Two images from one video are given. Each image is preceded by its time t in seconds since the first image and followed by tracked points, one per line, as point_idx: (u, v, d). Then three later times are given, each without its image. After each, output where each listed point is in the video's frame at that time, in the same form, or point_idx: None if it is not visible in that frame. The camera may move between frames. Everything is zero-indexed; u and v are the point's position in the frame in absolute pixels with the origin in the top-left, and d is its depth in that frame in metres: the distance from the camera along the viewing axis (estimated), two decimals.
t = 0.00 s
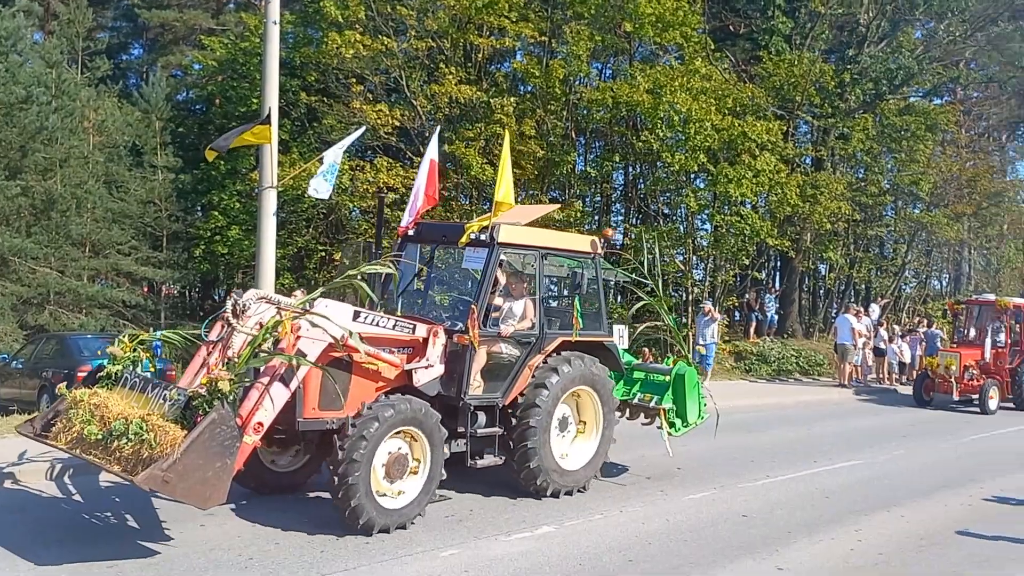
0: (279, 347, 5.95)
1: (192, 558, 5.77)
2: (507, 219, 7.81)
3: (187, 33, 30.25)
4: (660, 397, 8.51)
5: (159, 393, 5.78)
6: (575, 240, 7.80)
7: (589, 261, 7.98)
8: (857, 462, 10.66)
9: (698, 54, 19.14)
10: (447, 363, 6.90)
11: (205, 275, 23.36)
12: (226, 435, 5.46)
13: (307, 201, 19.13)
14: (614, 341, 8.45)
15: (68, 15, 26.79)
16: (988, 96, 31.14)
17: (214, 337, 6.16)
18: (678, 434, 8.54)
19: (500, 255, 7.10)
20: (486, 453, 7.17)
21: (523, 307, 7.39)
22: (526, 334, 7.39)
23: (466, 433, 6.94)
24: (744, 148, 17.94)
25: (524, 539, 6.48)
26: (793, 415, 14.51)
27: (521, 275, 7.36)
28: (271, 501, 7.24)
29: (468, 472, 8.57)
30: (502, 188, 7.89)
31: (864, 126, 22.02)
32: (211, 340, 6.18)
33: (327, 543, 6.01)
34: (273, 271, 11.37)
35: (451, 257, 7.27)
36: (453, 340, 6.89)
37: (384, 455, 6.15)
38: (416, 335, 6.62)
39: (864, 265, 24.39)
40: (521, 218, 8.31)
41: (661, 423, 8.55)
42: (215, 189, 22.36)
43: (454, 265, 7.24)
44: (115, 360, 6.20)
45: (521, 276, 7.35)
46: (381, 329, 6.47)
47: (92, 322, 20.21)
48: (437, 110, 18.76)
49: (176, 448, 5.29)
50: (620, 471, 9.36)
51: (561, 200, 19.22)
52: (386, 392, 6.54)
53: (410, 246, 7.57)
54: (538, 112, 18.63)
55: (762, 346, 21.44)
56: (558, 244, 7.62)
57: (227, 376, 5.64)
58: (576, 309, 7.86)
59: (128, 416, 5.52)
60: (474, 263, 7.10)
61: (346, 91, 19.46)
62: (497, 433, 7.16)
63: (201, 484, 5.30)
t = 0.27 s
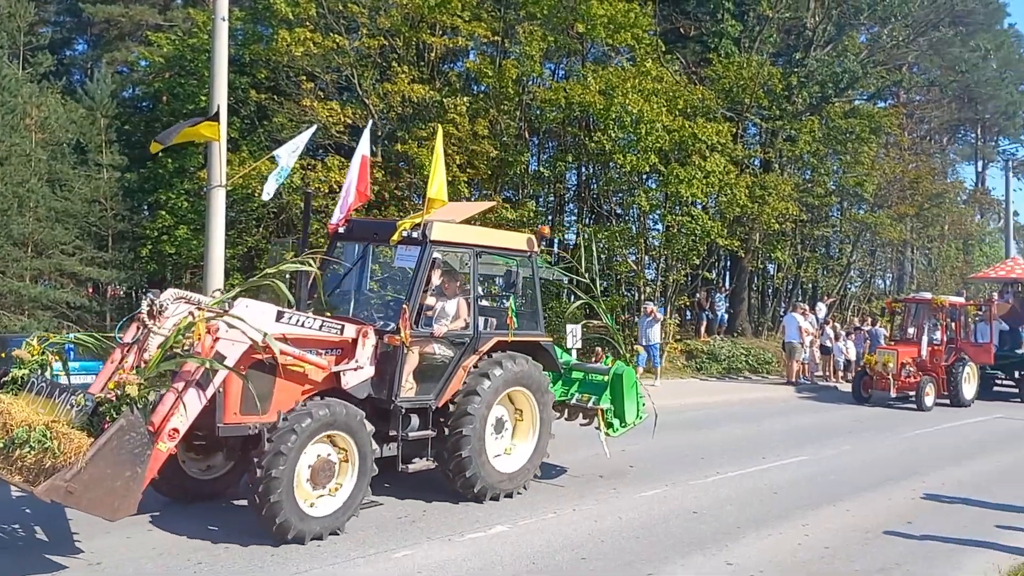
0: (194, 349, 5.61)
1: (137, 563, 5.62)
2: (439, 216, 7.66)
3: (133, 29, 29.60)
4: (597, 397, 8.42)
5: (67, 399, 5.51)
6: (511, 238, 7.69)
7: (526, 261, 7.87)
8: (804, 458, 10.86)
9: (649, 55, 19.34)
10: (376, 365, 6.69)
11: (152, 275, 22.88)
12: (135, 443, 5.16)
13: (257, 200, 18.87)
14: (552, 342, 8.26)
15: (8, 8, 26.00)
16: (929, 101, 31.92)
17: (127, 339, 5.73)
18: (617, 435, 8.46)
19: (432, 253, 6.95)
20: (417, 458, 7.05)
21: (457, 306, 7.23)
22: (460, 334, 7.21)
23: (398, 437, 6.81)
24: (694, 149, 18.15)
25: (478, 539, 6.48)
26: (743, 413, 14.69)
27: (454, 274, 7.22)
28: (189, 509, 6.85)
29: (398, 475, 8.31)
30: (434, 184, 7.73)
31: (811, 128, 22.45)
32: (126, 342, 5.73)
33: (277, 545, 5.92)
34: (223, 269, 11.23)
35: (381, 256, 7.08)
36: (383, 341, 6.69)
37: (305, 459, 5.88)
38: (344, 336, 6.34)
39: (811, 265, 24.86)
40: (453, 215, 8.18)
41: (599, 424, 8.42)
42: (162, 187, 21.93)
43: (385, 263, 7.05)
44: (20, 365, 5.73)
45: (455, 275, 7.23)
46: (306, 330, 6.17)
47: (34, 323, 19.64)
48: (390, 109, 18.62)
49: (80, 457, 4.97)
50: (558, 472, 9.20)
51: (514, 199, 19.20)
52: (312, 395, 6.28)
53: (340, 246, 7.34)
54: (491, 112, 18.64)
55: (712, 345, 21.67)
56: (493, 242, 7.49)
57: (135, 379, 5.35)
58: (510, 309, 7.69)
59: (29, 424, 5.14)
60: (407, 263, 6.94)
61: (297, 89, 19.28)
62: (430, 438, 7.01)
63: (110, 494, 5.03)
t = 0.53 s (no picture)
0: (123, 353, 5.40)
1: (100, 564, 5.51)
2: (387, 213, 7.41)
3: (96, 26, 29.10)
4: (551, 397, 8.22)
5: None
6: (461, 235, 7.42)
7: (479, 261, 7.59)
8: (770, 455, 10.97)
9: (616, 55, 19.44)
10: (320, 367, 6.43)
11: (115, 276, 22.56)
12: (56, 452, 5.06)
13: (223, 200, 18.68)
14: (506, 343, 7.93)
15: None
16: (891, 101, 32.40)
17: (58, 342, 5.76)
18: (571, 435, 8.24)
19: (378, 251, 6.67)
20: (365, 461, 6.80)
21: (405, 305, 6.98)
22: (408, 333, 6.97)
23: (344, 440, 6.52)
24: (661, 149, 18.21)
25: (447, 539, 6.47)
26: (710, 411, 14.82)
27: (402, 273, 6.95)
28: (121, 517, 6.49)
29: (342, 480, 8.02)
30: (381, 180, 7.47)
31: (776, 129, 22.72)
32: (55, 344, 5.80)
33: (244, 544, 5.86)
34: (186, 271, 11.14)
35: (325, 253, 6.78)
36: (328, 342, 6.42)
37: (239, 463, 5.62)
38: (285, 337, 6.16)
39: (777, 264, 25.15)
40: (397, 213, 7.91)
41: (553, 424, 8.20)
42: (125, 187, 21.63)
43: (329, 260, 6.76)
44: None
45: (403, 273, 6.94)
46: (245, 331, 5.96)
47: None
48: (357, 108, 18.52)
49: None
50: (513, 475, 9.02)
51: (483, 199, 19.21)
52: (251, 398, 6.07)
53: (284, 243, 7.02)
54: (459, 111, 18.66)
55: (680, 344, 21.85)
56: (442, 240, 7.23)
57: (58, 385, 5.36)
58: (460, 309, 7.40)
59: None
60: (352, 261, 6.67)
61: (263, 88, 19.11)
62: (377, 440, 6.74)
63: (30, 504, 4.96)
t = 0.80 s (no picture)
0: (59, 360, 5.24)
1: (72, 568, 5.43)
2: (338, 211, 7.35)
3: (69, 25, 28.72)
4: (513, 400, 8.11)
5: None
6: (419, 235, 7.38)
7: (437, 260, 7.56)
8: (746, 454, 11.07)
9: (594, 57, 19.52)
10: (271, 371, 6.30)
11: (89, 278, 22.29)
12: None
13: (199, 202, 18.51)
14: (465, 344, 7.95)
15: None
16: (865, 104, 32.71)
17: None
18: (535, 439, 8.15)
19: (331, 251, 6.58)
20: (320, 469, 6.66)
21: (360, 307, 6.90)
22: (364, 335, 6.89)
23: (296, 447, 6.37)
24: (639, 150, 18.28)
25: (425, 540, 6.46)
26: (686, 411, 14.89)
27: (358, 273, 6.88)
28: (61, 527, 6.25)
29: (294, 487, 7.81)
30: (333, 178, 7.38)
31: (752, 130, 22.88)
32: None
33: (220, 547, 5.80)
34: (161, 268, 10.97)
35: (277, 254, 6.68)
36: (278, 344, 6.31)
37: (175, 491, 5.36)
38: (234, 340, 6.00)
39: (753, 264, 25.34)
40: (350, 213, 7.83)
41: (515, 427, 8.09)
42: (99, 188, 21.39)
43: (281, 260, 6.66)
44: None
45: (358, 273, 6.87)
46: (190, 334, 5.78)
47: None
48: (334, 109, 18.43)
49: None
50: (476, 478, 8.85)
51: (461, 200, 19.17)
52: (200, 405, 5.83)
53: (238, 242, 6.93)
54: (437, 112, 18.63)
55: (658, 344, 21.91)
56: (400, 239, 7.17)
57: None
58: (418, 308, 7.36)
59: None
60: (305, 261, 6.56)
61: (238, 88, 18.97)
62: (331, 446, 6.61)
63: None
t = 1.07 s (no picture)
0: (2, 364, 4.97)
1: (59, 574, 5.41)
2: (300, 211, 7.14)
3: (53, 27, 28.53)
4: (485, 404, 7.88)
5: None
6: (388, 234, 7.19)
7: (406, 261, 7.35)
8: (733, 455, 11.13)
9: (581, 59, 19.63)
10: (230, 376, 6.08)
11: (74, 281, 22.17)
12: None
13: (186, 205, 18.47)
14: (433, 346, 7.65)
15: None
16: (851, 106, 32.90)
17: None
18: (508, 444, 7.90)
19: (293, 250, 6.38)
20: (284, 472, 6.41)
21: (324, 309, 6.68)
22: (328, 339, 6.67)
23: (256, 453, 6.14)
24: (626, 152, 18.37)
25: (412, 543, 6.47)
26: (673, 413, 14.93)
27: (323, 274, 6.66)
28: (12, 536, 6.01)
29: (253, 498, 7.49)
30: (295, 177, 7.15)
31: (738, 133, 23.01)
32: None
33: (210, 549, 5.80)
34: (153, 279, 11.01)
35: (238, 255, 6.45)
36: (237, 348, 6.10)
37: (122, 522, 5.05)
38: (190, 344, 5.78)
39: (740, 266, 25.47)
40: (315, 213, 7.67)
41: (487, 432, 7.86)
42: (84, 190, 21.30)
43: (241, 260, 6.43)
44: None
45: (323, 274, 6.65)
46: (144, 338, 5.55)
47: None
48: (321, 111, 18.42)
49: None
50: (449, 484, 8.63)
51: (449, 202, 18.96)
52: (154, 411, 5.58)
53: (197, 245, 6.70)
54: (425, 114, 18.69)
55: (646, 345, 21.99)
56: (367, 239, 6.97)
57: None
58: (385, 310, 7.19)
59: None
60: (266, 261, 6.35)
61: (225, 90, 18.96)
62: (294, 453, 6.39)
63: None
